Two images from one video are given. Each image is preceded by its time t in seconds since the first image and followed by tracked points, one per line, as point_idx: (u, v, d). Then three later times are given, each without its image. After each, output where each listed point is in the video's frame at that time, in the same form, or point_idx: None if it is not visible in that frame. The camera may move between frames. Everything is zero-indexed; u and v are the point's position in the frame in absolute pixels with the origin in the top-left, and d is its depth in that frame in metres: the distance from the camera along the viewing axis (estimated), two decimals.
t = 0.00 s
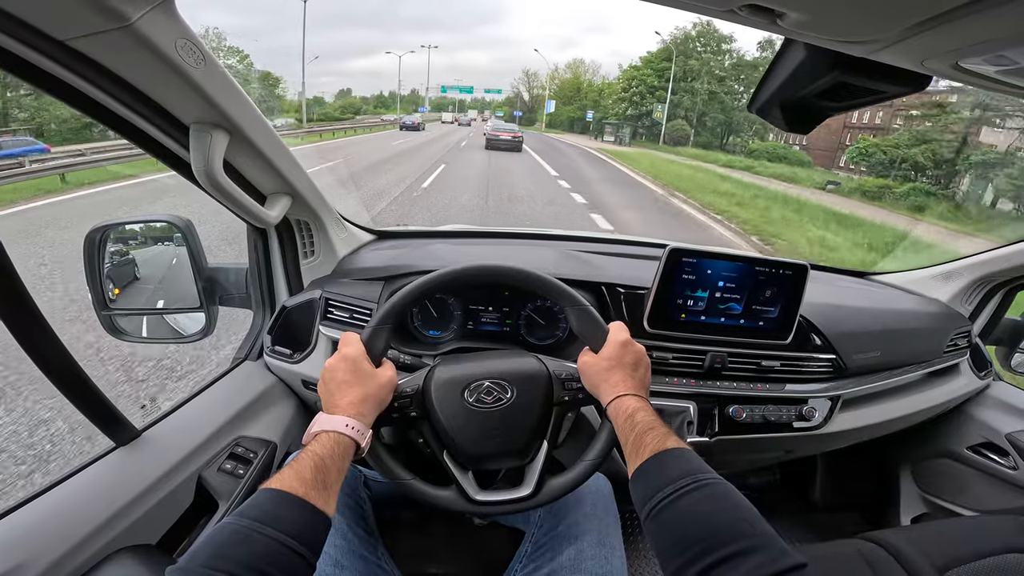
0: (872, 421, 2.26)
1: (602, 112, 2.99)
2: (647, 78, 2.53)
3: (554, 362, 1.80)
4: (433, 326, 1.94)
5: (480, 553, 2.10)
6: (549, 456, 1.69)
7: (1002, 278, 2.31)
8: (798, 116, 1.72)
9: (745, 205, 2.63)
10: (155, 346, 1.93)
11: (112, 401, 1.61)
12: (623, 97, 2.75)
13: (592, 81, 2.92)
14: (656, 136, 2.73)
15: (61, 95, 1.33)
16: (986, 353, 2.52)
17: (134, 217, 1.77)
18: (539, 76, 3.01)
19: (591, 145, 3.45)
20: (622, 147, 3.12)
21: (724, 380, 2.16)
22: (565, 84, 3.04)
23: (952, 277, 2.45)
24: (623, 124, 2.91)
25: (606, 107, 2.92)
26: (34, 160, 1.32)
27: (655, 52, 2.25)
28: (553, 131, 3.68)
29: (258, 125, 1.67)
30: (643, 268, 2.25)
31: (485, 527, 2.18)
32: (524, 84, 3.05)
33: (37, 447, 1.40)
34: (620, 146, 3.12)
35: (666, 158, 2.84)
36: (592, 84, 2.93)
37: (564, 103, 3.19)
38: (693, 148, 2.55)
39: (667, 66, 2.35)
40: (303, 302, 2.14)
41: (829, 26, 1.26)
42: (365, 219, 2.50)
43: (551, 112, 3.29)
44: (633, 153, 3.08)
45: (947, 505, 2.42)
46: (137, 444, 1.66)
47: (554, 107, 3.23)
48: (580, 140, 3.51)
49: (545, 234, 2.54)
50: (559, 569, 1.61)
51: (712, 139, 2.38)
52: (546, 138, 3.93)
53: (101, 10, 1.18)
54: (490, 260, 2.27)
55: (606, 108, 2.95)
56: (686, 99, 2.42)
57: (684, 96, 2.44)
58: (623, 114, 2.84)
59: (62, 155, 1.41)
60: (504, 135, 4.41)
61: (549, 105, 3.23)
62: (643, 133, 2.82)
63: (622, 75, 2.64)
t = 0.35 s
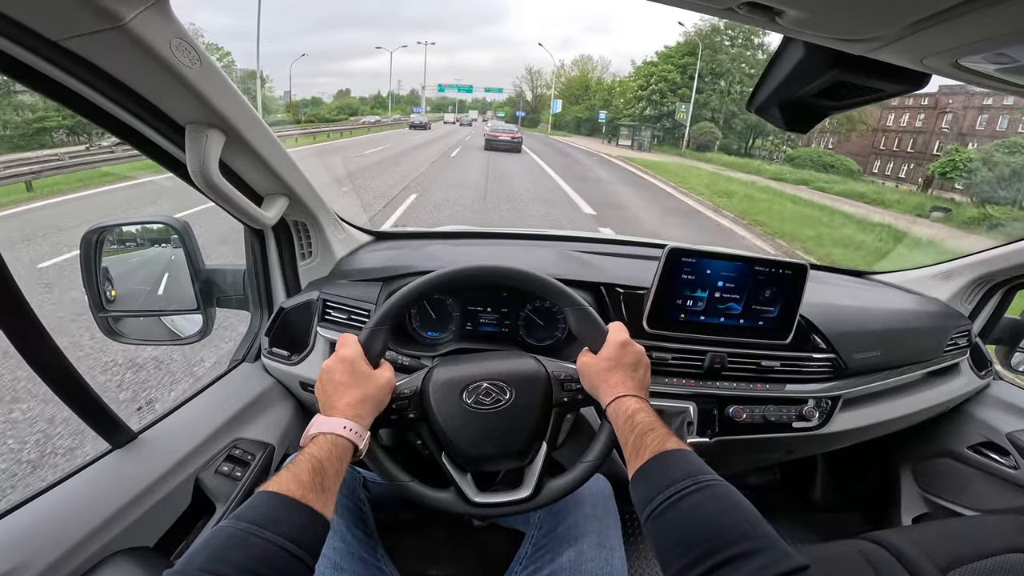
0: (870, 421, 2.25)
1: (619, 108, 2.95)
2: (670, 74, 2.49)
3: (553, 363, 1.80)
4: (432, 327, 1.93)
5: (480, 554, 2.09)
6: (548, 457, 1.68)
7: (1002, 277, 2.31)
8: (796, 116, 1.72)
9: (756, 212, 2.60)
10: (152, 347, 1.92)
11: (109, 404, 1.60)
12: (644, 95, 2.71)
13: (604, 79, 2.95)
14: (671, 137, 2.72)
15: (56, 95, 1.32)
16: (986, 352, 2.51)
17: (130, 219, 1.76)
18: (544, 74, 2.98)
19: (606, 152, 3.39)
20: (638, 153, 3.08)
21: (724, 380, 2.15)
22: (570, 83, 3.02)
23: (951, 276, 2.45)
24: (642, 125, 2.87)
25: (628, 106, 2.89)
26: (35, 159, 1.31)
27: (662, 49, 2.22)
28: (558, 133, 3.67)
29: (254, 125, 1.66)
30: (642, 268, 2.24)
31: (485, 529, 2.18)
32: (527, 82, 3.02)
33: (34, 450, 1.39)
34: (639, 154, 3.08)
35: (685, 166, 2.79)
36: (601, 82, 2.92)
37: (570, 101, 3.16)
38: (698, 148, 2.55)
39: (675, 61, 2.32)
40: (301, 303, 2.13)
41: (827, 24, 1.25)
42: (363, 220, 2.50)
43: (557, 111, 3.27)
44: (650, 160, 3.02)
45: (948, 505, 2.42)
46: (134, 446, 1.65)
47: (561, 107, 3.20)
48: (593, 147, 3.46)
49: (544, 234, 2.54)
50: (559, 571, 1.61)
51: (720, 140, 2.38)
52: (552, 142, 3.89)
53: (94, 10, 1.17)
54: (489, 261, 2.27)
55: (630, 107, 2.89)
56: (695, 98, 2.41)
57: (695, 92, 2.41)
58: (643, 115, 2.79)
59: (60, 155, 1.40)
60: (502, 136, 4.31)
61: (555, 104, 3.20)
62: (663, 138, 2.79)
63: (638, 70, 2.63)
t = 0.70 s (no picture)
0: (869, 421, 2.24)
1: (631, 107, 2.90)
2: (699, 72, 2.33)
3: (551, 364, 1.79)
4: (430, 328, 1.92)
5: (478, 556, 2.08)
6: (546, 458, 1.68)
7: (1000, 277, 2.31)
8: (794, 115, 1.71)
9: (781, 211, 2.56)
10: (146, 349, 1.91)
11: (105, 406, 1.59)
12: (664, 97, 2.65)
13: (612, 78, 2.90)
14: (694, 144, 2.66)
15: (50, 96, 1.32)
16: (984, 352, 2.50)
17: (123, 219, 1.75)
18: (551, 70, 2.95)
19: (624, 157, 3.31)
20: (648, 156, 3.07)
21: (721, 380, 2.15)
22: (576, 80, 2.96)
23: (949, 276, 2.45)
24: (665, 128, 2.77)
25: (649, 106, 2.77)
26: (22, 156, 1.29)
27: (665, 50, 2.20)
28: (559, 133, 3.65)
29: (249, 125, 1.66)
30: (640, 268, 2.24)
31: (484, 531, 2.17)
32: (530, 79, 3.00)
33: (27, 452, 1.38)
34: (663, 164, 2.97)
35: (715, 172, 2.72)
36: (612, 79, 2.85)
37: (579, 100, 3.11)
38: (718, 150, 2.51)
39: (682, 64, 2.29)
40: (298, 304, 2.13)
41: (824, 22, 1.24)
42: (360, 221, 2.49)
43: (564, 110, 3.25)
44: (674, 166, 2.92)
45: (947, 505, 2.42)
46: (130, 448, 1.63)
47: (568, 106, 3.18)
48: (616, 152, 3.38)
49: (542, 234, 2.53)
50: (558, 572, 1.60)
51: (746, 146, 2.32)
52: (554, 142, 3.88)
53: (87, 9, 1.16)
54: (486, 261, 2.26)
55: (641, 103, 2.80)
56: (717, 98, 2.28)
57: (720, 91, 2.26)
58: (666, 115, 2.72)
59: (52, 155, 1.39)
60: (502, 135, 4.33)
61: (564, 102, 3.19)
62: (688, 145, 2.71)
63: (658, 67, 2.53)
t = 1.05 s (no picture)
0: (865, 419, 2.26)
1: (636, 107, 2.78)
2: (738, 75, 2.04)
3: (548, 366, 1.81)
4: (429, 329, 1.95)
5: (478, 553, 2.10)
6: (543, 457, 1.71)
7: (994, 276, 2.32)
8: (786, 117, 1.73)
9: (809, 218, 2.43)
10: (145, 351, 1.95)
11: (109, 408, 1.61)
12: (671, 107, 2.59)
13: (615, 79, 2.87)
14: (726, 149, 2.48)
15: (53, 104, 1.34)
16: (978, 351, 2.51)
17: (124, 223, 1.76)
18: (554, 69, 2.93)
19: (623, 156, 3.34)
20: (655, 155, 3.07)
21: (718, 379, 2.17)
22: (586, 76, 2.87)
23: (943, 275, 2.47)
24: (696, 131, 2.55)
25: (675, 108, 2.54)
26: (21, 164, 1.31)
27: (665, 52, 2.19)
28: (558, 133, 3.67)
29: (247, 130, 1.68)
30: (636, 269, 2.26)
31: (483, 529, 2.19)
32: (533, 77, 2.98)
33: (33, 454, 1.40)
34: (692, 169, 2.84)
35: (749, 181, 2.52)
36: (626, 75, 2.71)
37: (588, 97, 3.05)
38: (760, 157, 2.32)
39: (679, 73, 2.28)
40: (299, 306, 2.15)
41: (815, 28, 1.26)
42: (359, 223, 2.51)
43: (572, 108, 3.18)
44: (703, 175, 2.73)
45: (942, 502, 2.44)
46: (135, 449, 1.66)
47: (578, 104, 3.14)
48: (630, 156, 3.28)
49: (539, 235, 2.55)
50: (556, 570, 1.62)
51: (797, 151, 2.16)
52: (552, 142, 3.90)
53: (87, 18, 1.18)
54: (483, 262, 2.29)
55: (661, 102, 2.62)
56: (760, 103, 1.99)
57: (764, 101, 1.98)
58: (694, 116, 2.46)
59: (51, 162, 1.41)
60: (501, 134, 4.14)
61: (573, 98, 3.10)
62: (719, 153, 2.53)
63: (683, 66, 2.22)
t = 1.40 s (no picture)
0: (866, 419, 2.25)
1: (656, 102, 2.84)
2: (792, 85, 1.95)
3: (548, 368, 1.79)
4: (427, 330, 1.93)
5: (477, 555, 2.08)
6: (542, 459, 1.69)
7: (993, 275, 2.32)
8: (786, 115, 1.72)
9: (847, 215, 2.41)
10: (142, 353, 1.91)
11: (103, 411, 1.59)
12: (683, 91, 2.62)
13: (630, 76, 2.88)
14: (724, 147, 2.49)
15: (48, 103, 1.33)
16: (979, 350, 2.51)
17: (115, 222, 1.74)
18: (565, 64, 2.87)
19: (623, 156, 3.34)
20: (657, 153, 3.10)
21: (718, 379, 2.16)
22: (597, 72, 2.85)
23: (943, 273, 2.46)
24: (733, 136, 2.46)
25: (706, 110, 2.43)
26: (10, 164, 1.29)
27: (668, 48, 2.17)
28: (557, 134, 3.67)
29: (243, 129, 1.66)
30: (636, 268, 2.25)
31: (483, 532, 2.17)
32: (539, 73, 2.95)
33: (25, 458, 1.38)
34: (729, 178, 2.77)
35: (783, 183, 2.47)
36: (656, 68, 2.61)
37: (602, 96, 3.03)
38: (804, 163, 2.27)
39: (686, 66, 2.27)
40: (295, 308, 2.13)
41: (816, 23, 1.25)
42: (357, 223, 2.50)
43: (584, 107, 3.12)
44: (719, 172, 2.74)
45: (944, 502, 2.43)
46: (129, 452, 1.63)
47: (590, 103, 3.06)
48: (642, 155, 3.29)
49: (539, 235, 2.54)
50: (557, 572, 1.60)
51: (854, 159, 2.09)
52: (551, 143, 3.90)
53: (79, 15, 1.17)
54: (482, 262, 2.27)
55: (683, 99, 2.63)
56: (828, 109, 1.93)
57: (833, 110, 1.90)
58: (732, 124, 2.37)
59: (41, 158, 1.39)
60: (501, 135, 4.26)
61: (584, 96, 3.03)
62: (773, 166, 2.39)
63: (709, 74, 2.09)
